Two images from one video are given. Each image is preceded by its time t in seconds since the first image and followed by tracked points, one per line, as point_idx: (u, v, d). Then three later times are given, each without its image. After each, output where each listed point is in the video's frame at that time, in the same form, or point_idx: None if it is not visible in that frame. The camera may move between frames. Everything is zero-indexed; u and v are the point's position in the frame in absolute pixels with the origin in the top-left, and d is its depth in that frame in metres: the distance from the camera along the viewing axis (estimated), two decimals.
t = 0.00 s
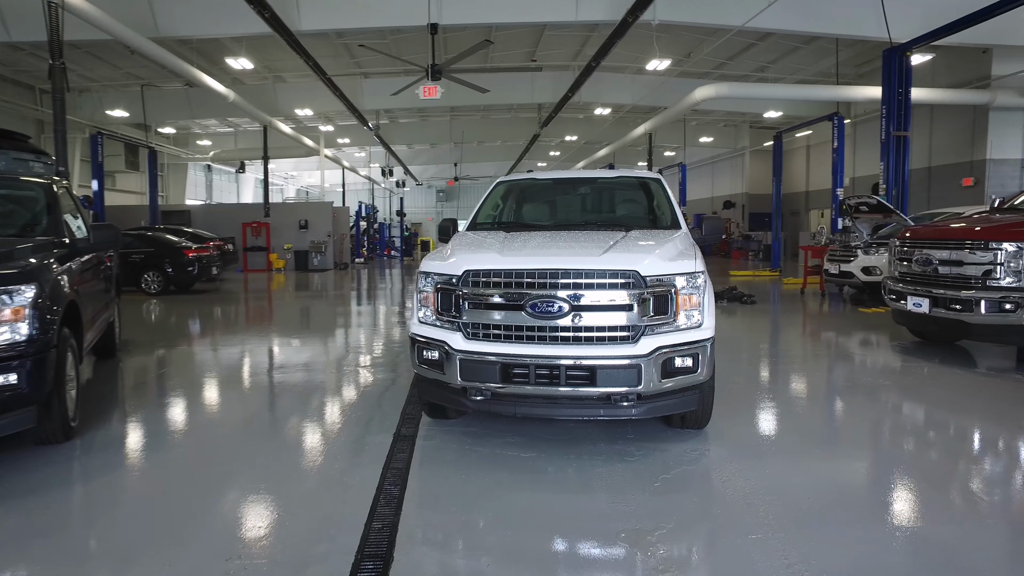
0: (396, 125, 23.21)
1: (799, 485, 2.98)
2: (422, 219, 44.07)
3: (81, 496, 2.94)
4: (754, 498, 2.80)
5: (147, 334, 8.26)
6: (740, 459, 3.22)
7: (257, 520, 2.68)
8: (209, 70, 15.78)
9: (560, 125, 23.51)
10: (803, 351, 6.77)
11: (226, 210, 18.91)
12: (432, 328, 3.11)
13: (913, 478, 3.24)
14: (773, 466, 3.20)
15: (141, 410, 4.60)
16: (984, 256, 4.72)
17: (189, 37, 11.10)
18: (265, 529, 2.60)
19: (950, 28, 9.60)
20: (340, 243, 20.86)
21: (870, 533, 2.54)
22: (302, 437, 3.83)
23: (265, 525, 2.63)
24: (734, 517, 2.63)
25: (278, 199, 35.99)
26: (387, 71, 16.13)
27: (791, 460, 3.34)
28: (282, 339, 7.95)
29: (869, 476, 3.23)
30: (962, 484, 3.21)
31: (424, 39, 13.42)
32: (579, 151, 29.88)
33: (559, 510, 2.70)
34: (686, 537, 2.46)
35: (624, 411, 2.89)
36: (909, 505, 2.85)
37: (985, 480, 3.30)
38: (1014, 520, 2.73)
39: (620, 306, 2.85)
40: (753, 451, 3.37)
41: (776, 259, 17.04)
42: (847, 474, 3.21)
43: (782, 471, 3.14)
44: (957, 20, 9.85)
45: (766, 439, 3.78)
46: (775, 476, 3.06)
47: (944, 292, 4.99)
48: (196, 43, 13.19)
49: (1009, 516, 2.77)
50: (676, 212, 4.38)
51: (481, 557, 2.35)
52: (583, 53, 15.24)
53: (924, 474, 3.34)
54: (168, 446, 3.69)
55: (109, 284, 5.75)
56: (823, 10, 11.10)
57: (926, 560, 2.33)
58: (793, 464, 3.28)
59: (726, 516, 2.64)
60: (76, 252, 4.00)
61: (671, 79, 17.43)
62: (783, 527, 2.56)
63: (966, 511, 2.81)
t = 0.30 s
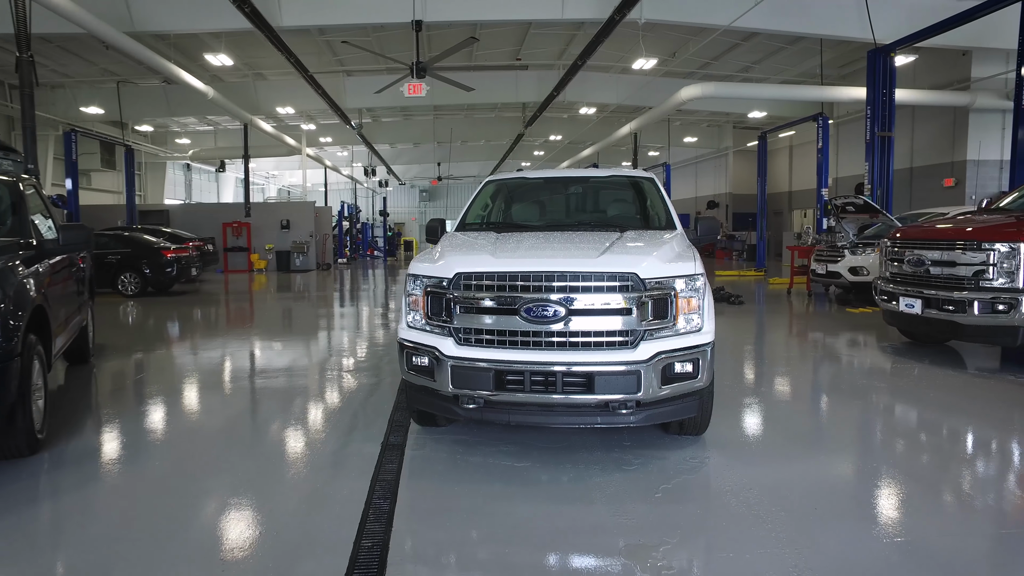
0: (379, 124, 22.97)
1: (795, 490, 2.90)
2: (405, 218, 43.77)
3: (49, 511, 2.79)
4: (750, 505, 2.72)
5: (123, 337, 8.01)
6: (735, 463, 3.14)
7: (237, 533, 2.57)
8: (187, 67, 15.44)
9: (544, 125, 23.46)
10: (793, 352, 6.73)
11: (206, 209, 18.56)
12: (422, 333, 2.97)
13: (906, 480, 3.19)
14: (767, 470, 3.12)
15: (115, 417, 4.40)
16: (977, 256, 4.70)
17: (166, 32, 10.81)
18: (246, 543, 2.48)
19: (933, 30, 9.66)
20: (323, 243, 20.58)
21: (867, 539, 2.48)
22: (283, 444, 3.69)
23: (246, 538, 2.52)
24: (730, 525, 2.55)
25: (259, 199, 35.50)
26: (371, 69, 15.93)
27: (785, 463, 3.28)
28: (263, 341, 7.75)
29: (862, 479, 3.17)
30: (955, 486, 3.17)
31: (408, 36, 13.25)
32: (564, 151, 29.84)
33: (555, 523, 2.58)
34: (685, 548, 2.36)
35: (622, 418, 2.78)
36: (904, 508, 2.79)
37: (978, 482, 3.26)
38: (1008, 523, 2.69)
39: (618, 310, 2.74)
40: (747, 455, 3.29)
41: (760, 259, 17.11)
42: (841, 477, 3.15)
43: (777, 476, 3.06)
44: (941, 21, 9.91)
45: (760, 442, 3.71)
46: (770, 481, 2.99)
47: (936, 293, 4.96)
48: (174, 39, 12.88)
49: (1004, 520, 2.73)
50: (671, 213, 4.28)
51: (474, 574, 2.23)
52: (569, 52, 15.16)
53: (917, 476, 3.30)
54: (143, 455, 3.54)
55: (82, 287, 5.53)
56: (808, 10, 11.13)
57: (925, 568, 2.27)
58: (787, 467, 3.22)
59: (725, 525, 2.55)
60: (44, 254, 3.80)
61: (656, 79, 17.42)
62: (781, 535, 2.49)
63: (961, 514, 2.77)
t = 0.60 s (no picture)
0: (368, 122, 22.81)
1: (798, 492, 2.85)
2: (394, 218, 43.56)
3: (31, 519, 2.70)
4: (754, 507, 2.66)
5: (109, 338, 7.83)
6: (737, 465, 3.08)
7: (228, 540, 2.48)
8: (174, 63, 15.21)
9: (535, 124, 23.41)
10: (789, 351, 6.69)
11: (193, 209, 18.31)
12: (420, 335, 2.87)
13: (907, 481, 3.15)
14: (769, 471, 3.07)
15: (100, 421, 4.26)
16: (977, 255, 4.68)
17: (152, 28, 10.61)
18: (237, 550, 2.40)
19: (925, 30, 9.69)
20: (312, 243, 20.38)
21: (873, 541, 2.43)
22: (274, 448, 3.59)
23: (237, 545, 2.43)
24: (736, 528, 2.48)
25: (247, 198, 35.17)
26: (360, 67, 15.79)
27: (786, 464, 3.22)
28: (253, 342, 7.61)
29: (863, 479, 3.12)
30: (956, 486, 3.13)
31: (398, 33, 13.13)
32: (554, 150, 29.81)
33: (560, 528, 2.50)
34: (691, 554, 2.29)
35: (627, 422, 2.69)
36: (907, 509, 2.75)
37: (978, 482, 3.23)
38: (1011, 523, 2.65)
39: (623, 310, 2.66)
40: (749, 456, 3.23)
41: (751, 258, 17.15)
42: (842, 478, 3.11)
43: (780, 477, 3.01)
44: (932, 22, 9.93)
45: (760, 442, 3.65)
46: (773, 483, 2.93)
47: (935, 292, 4.94)
48: (160, 35, 12.67)
49: (1007, 519, 2.69)
50: (672, 211, 4.20)
51: None
52: (560, 51, 15.10)
53: (917, 476, 3.26)
54: (128, 460, 3.44)
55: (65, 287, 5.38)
56: (800, 9, 11.13)
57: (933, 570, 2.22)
58: (788, 468, 3.16)
59: (731, 529, 2.48)
60: (24, 253, 3.66)
61: (647, 79, 17.41)
62: (787, 538, 2.43)
63: (965, 515, 2.72)
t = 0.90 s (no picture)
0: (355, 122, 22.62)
1: (806, 494, 2.80)
2: (381, 218, 43.32)
3: (12, 526, 2.61)
4: (763, 511, 2.61)
5: (92, 340, 7.64)
6: (742, 467, 3.03)
7: (214, 548, 2.38)
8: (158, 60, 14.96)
9: (524, 124, 23.36)
10: (784, 351, 6.67)
11: (178, 208, 18.03)
12: (421, 336, 2.78)
13: (910, 482, 3.12)
14: (775, 473, 3.02)
15: (84, 426, 4.13)
16: (976, 254, 4.67)
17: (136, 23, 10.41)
18: (224, 559, 2.29)
19: (914, 31, 9.74)
20: (299, 243, 20.16)
21: (884, 544, 2.38)
22: (263, 452, 3.48)
23: (224, 553, 2.33)
24: (745, 533, 2.43)
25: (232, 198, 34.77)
26: (348, 65, 15.64)
27: (790, 465, 3.18)
28: (240, 344, 7.46)
29: (867, 480, 3.08)
30: (960, 485, 3.10)
31: (387, 31, 12.98)
32: (542, 150, 29.76)
33: (569, 535, 2.42)
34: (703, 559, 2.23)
35: (637, 424, 2.61)
36: (913, 510, 2.71)
37: (981, 481, 3.21)
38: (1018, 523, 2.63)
39: (632, 310, 2.59)
40: (753, 458, 3.18)
41: (741, 258, 17.20)
42: (846, 478, 3.07)
43: (786, 479, 2.96)
44: (922, 22, 10.00)
45: (762, 443, 3.60)
46: (780, 485, 2.88)
47: (934, 291, 4.93)
48: (144, 31, 12.43)
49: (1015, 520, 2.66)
50: (674, 210, 4.13)
51: None
52: (550, 50, 15.04)
53: (920, 475, 3.23)
54: (112, 464, 3.34)
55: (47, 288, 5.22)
56: (791, 9, 11.17)
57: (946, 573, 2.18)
58: (794, 470, 3.11)
59: (742, 533, 2.42)
60: (6, 253, 3.53)
61: (637, 79, 17.41)
62: (797, 542, 2.37)
63: (970, 516, 2.69)
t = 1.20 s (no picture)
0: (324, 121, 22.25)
1: (791, 496, 2.79)
2: (350, 218, 42.74)
3: None
4: (751, 514, 2.58)
5: (49, 347, 7.30)
6: (729, 471, 3.00)
7: (179, 566, 2.25)
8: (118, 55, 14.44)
9: (496, 123, 23.28)
10: (761, 351, 6.72)
11: (140, 208, 17.46)
12: (409, 345, 2.69)
13: (889, 480, 3.15)
14: (762, 476, 3.00)
15: (42, 438, 3.91)
16: (948, 256, 4.77)
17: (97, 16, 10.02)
18: None
19: (879, 38, 9.97)
20: (267, 244, 19.68)
21: (870, 544, 2.39)
22: (234, 464, 3.32)
23: (188, 574, 2.18)
24: (737, 538, 2.39)
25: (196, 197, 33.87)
26: (318, 64, 15.36)
27: (775, 466, 3.17)
28: (208, 349, 7.21)
29: (846, 479, 3.11)
30: (935, 483, 3.15)
31: (358, 29, 12.76)
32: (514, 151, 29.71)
33: (563, 547, 2.34)
34: (696, 566, 2.18)
35: (631, 432, 2.56)
36: (893, 509, 2.73)
37: (954, 478, 3.27)
38: (991, 520, 2.67)
39: (625, 315, 2.54)
40: (739, 461, 3.16)
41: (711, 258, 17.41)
42: (828, 479, 3.08)
43: (772, 482, 2.94)
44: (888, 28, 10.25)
45: (745, 444, 3.59)
46: (768, 488, 2.86)
47: (908, 292, 5.02)
48: (104, 25, 11.99)
49: (989, 517, 2.71)
50: (660, 214, 4.10)
51: None
52: (523, 50, 15.01)
53: (897, 474, 3.27)
54: (70, 476, 3.20)
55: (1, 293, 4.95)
56: (762, 13, 11.34)
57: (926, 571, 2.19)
58: (778, 471, 3.11)
59: (733, 537, 2.39)
60: None
61: (609, 80, 17.50)
62: (787, 544, 2.35)
63: (948, 514, 2.73)
